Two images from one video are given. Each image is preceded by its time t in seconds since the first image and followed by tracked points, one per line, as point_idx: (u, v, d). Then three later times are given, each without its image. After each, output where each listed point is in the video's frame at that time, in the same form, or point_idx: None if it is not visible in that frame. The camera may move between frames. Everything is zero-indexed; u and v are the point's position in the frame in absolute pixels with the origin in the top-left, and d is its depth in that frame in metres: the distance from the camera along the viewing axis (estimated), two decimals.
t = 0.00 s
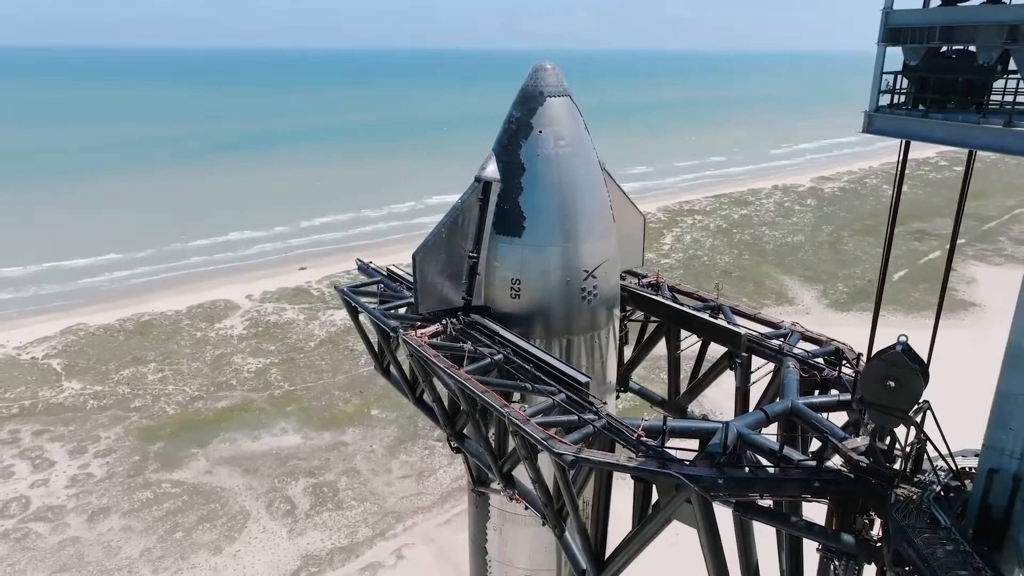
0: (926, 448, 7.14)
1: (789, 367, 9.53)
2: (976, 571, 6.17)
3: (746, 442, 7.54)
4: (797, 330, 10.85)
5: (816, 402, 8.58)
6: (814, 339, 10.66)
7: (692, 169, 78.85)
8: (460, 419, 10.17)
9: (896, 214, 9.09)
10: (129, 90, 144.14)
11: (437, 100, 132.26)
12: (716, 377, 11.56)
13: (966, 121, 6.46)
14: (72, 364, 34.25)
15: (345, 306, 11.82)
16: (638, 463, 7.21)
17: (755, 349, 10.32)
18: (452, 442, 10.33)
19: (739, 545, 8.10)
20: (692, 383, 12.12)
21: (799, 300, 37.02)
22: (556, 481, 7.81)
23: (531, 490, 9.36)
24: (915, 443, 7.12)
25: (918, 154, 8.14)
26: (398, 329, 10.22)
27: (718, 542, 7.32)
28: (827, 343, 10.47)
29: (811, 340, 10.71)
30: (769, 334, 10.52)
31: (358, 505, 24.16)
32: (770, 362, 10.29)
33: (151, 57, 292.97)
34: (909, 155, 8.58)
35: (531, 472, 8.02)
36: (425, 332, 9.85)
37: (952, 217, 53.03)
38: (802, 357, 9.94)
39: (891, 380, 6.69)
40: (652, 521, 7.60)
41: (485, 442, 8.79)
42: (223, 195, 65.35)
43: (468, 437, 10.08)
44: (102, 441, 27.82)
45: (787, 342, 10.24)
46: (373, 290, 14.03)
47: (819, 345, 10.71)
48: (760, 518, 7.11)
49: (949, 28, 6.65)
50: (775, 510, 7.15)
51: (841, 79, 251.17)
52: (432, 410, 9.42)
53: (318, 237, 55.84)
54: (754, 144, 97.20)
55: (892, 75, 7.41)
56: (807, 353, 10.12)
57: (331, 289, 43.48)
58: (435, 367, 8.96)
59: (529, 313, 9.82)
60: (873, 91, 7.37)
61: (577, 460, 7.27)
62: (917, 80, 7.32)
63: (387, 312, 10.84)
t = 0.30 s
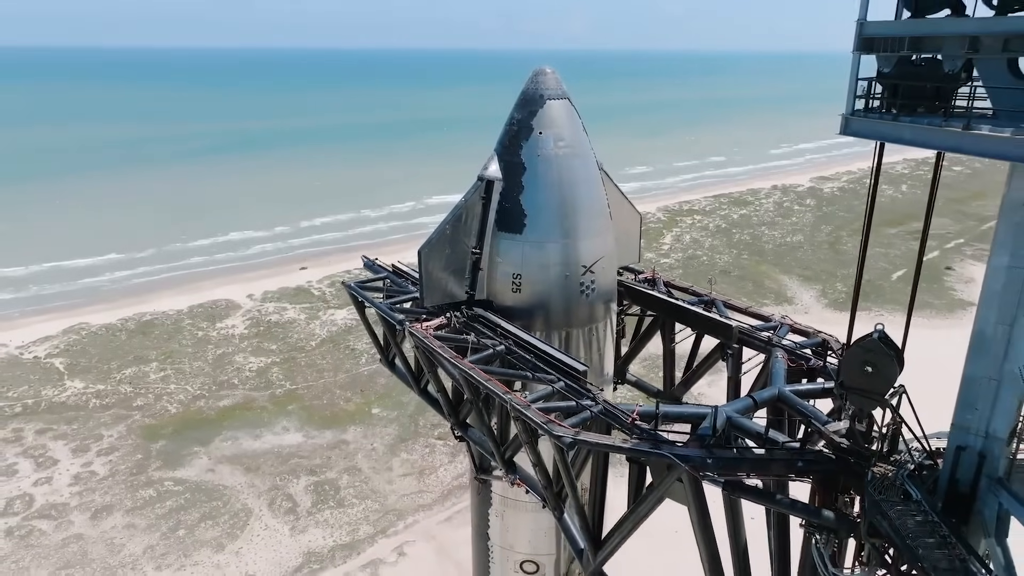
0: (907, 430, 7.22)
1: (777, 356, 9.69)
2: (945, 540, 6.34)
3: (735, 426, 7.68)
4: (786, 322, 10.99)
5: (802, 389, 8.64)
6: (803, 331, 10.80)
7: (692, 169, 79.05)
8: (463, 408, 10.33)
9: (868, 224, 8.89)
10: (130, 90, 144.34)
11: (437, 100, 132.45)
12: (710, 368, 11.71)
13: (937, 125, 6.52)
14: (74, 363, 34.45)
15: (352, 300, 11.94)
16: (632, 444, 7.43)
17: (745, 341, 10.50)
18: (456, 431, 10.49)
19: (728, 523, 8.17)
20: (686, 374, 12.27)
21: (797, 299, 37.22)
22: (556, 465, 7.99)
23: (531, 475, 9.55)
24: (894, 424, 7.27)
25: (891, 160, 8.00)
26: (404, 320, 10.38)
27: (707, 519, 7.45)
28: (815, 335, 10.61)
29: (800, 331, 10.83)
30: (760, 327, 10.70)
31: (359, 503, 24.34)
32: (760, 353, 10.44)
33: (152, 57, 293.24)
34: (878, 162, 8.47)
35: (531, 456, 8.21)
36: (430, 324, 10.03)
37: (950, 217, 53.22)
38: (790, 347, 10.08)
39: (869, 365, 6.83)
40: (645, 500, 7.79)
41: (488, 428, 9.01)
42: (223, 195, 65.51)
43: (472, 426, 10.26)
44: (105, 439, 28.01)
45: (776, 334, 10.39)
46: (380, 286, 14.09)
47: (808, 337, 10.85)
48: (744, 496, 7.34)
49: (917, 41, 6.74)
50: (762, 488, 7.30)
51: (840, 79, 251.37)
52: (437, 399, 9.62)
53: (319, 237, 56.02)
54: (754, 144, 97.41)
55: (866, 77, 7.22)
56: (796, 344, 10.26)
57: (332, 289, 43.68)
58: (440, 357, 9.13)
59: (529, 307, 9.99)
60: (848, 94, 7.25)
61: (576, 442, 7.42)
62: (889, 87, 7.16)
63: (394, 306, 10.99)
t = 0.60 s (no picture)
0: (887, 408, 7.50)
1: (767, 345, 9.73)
2: (916, 508, 6.77)
3: (723, 408, 7.67)
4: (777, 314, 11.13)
5: (790, 375, 8.65)
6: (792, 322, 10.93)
7: (691, 169, 79.24)
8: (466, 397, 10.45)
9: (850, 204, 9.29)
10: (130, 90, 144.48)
11: (437, 100, 132.63)
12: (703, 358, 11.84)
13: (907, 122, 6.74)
14: (76, 362, 34.62)
15: (356, 293, 12.00)
16: (627, 425, 7.50)
17: (738, 331, 10.68)
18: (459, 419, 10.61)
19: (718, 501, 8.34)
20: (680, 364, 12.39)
21: (796, 298, 37.41)
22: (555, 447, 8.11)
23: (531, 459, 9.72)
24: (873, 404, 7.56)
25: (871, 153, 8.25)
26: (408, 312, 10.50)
27: (697, 496, 7.61)
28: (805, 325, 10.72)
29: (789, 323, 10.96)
30: (751, 317, 10.88)
31: (360, 500, 24.53)
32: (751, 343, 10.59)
33: (152, 58, 293.22)
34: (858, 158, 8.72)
35: (531, 439, 8.35)
36: (433, 315, 10.17)
37: (949, 217, 53.41)
38: (781, 336, 10.19)
39: (850, 349, 6.90)
40: (638, 480, 7.91)
41: (489, 414, 9.12)
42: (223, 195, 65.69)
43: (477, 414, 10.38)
44: (107, 437, 28.18)
45: (767, 324, 10.53)
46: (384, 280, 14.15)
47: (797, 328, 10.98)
48: (733, 474, 7.42)
49: (894, 44, 6.96)
50: (750, 467, 7.47)
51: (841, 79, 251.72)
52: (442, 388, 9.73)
53: (319, 237, 56.20)
54: (754, 144, 97.63)
55: (847, 77, 7.45)
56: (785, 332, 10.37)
57: (333, 288, 43.85)
58: (443, 346, 9.27)
59: (529, 299, 10.14)
60: (829, 91, 7.46)
61: (573, 423, 7.54)
62: (867, 86, 7.38)
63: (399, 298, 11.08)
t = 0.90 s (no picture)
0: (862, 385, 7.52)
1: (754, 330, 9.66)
2: (888, 476, 6.83)
3: (713, 388, 7.78)
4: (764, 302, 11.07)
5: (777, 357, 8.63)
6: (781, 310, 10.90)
7: (691, 168, 79.49)
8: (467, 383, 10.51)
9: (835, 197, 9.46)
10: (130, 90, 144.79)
11: (438, 100, 132.90)
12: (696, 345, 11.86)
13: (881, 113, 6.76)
14: (78, 360, 34.83)
15: (361, 285, 12.08)
16: (620, 404, 7.56)
17: (729, 319, 10.74)
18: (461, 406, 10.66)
19: (706, 478, 8.37)
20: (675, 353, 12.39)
21: (795, 298, 37.62)
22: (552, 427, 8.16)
23: (530, 441, 9.75)
24: (851, 380, 7.57)
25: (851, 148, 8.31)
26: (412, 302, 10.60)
27: (687, 472, 7.66)
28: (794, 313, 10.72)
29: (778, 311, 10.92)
30: (741, 305, 10.90)
31: (361, 497, 24.70)
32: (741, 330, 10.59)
33: (153, 58, 293.60)
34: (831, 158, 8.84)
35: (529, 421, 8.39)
36: (436, 304, 10.26)
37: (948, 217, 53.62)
38: (769, 322, 10.17)
39: (830, 330, 7.04)
40: (633, 457, 7.99)
41: (489, 397, 9.17)
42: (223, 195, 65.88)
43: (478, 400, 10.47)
44: (110, 435, 28.37)
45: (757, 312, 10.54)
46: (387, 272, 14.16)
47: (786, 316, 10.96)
48: (723, 449, 7.42)
49: (868, 42, 7.13)
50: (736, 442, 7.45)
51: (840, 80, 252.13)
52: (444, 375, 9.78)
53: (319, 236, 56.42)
54: (753, 144, 97.89)
55: (823, 73, 7.52)
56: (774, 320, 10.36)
57: (333, 287, 44.04)
58: (445, 332, 9.39)
59: (528, 288, 10.27)
60: (807, 86, 7.50)
61: (569, 402, 7.58)
62: (843, 83, 7.46)
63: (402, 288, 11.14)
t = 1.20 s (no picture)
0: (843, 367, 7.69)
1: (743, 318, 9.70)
2: (864, 449, 7.02)
3: (702, 370, 7.79)
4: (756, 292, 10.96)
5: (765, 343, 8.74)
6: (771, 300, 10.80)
7: (691, 168, 79.68)
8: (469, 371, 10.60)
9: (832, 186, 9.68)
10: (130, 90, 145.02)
11: (438, 100, 133.10)
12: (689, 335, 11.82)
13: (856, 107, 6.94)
14: (80, 358, 35.02)
15: (366, 277, 12.18)
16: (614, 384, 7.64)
17: (720, 309, 10.65)
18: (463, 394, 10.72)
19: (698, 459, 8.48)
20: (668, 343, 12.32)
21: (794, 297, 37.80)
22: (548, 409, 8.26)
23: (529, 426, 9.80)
24: (832, 362, 7.67)
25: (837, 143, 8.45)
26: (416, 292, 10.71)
27: (678, 452, 7.74)
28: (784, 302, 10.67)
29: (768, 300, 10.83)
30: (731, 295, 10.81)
31: (362, 493, 24.92)
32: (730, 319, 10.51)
33: (151, 58, 292.74)
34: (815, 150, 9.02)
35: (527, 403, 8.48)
36: (439, 293, 10.37)
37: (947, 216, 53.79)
38: (758, 311, 10.06)
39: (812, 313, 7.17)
40: (625, 436, 8.06)
41: (489, 383, 9.21)
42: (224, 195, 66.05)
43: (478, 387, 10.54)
44: (112, 432, 28.58)
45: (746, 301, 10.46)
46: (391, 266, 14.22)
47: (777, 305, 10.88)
48: (713, 430, 7.55)
49: (845, 41, 7.34)
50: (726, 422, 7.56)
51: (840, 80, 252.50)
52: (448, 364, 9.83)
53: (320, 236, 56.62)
54: (753, 143, 98.11)
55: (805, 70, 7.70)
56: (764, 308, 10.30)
57: (334, 286, 44.24)
58: (447, 319, 9.51)
59: (528, 279, 10.45)
60: (789, 83, 7.72)
61: (565, 383, 7.68)
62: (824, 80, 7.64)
63: (406, 280, 11.26)
